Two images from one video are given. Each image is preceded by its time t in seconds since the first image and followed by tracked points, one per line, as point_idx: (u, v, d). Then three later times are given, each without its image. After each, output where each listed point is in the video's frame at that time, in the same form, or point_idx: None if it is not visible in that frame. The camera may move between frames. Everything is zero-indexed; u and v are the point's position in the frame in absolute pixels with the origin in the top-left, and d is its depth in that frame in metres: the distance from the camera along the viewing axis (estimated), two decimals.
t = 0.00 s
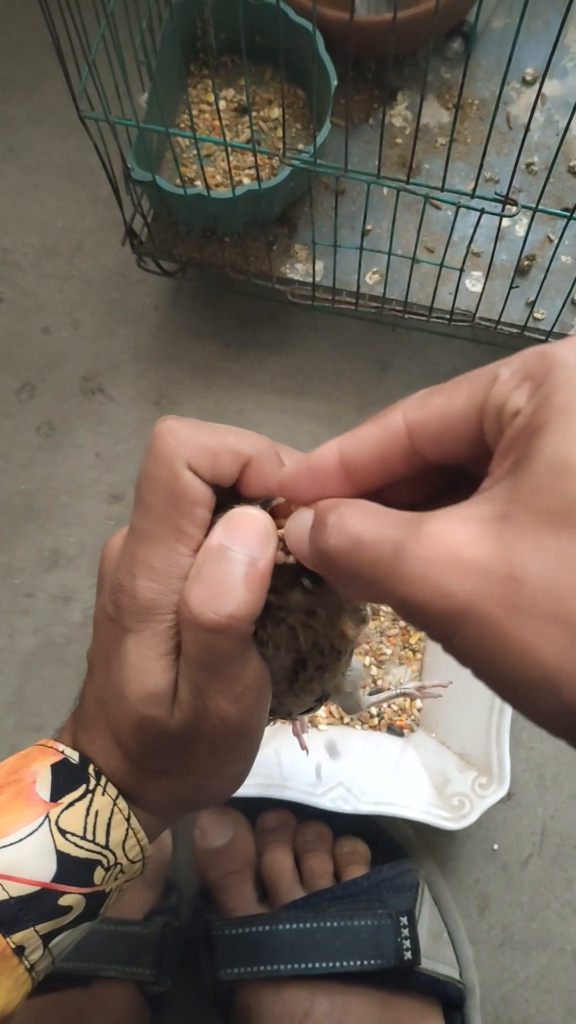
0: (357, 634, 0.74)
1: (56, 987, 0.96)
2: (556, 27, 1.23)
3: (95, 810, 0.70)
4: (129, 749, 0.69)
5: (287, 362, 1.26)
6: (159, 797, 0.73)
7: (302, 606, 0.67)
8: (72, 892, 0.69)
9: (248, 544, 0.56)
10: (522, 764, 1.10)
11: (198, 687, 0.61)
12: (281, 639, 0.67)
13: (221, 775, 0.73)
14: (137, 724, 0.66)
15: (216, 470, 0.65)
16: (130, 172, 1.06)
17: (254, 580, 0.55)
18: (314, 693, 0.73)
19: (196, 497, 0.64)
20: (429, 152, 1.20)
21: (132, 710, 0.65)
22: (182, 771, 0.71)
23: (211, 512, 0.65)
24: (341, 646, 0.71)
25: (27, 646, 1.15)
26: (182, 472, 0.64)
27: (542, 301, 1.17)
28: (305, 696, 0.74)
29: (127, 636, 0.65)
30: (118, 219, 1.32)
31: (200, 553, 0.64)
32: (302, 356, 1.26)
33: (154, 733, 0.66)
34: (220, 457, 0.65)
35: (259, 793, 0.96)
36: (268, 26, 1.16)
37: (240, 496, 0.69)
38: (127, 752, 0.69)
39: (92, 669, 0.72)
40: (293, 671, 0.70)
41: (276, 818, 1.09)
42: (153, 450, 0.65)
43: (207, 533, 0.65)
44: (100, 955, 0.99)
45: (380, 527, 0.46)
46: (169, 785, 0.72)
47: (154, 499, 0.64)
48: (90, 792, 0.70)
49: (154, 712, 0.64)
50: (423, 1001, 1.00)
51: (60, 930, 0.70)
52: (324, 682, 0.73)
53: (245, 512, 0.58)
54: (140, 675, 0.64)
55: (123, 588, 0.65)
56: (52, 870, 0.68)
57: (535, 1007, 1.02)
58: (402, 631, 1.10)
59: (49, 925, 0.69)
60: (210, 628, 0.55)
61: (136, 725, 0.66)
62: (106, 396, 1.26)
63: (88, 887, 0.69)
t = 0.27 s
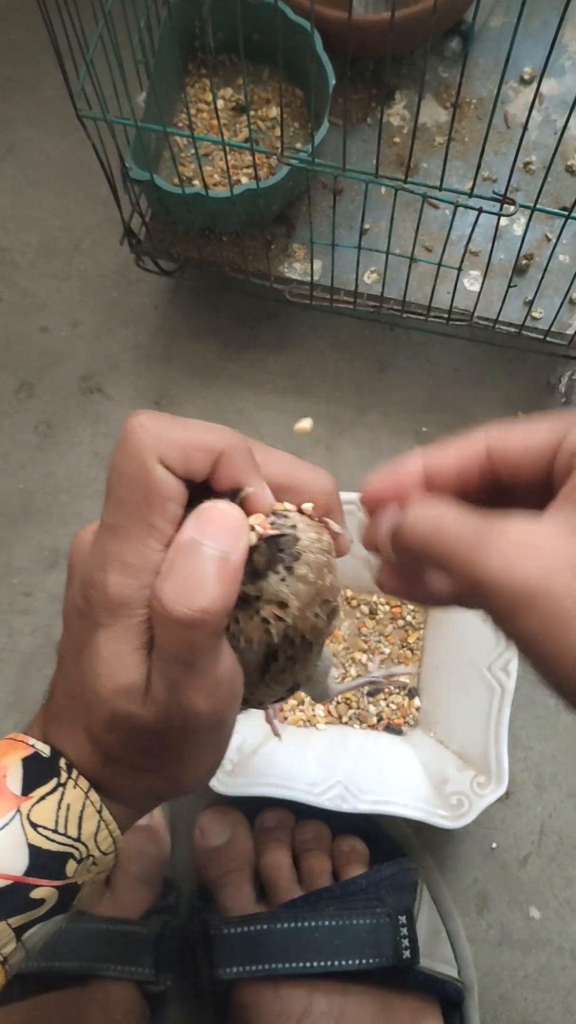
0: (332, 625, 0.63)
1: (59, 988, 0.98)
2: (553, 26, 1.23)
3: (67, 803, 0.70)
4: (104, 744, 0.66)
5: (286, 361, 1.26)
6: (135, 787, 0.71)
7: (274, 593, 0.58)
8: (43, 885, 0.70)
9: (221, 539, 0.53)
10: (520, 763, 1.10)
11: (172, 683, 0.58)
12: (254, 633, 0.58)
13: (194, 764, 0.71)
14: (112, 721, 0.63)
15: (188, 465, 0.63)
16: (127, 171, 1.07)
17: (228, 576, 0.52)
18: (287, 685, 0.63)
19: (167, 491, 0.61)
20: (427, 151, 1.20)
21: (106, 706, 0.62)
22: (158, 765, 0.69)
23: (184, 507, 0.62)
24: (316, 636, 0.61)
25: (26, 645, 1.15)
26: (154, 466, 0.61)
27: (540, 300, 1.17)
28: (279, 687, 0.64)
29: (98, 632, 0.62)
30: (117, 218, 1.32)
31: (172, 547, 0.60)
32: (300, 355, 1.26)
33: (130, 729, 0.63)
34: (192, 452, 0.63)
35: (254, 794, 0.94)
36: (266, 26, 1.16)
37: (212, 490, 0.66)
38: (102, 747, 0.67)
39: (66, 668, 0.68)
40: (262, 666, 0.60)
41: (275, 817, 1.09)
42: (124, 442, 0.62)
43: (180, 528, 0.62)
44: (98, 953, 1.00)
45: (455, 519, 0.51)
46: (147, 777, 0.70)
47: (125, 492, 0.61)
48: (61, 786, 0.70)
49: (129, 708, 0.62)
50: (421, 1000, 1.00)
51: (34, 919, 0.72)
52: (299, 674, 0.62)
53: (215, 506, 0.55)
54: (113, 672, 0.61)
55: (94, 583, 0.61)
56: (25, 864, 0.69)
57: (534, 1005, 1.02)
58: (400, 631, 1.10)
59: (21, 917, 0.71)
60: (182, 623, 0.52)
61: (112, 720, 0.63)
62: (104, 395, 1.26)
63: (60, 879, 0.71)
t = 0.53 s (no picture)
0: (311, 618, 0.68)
1: (59, 989, 0.98)
2: (552, 25, 1.23)
3: (49, 797, 0.69)
4: (86, 736, 0.66)
5: (285, 360, 1.26)
6: (120, 781, 0.71)
7: (255, 586, 0.61)
8: (26, 878, 0.70)
9: (202, 531, 0.52)
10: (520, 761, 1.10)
11: (154, 675, 0.58)
12: (235, 626, 0.62)
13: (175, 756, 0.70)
14: (95, 713, 0.63)
15: (172, 459, 0.63)
16: (127, 171, 1.07)
17: (209, 568, 0.52)
18: (266, 676, 0.68)
19: (150, 485, 0.61)
20: (427, 150, 1.20)
21: (88, 698, 0.62)
22: (140, 758, 0.68)
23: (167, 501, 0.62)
24: (294, 629, 0.65)
25: (25, 645, 1.15)
26: (136, 459, 0.61)
27: (540, 299, 1.17)
28: (258, 677, 0.68)
29: (81, 624, 0.62)
30: (115, 218, 1.32)
31: (155, 541, 0.60)
32: (299, 354, 1.26)
33: (113, 721, 0.63)
34: (175, 446, 0.63)
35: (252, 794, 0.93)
36: (265, 24, 1.16)
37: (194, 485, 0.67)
38: (84, 740, 0.67)
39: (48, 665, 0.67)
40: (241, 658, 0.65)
41: (274, 818, 1.09)
42: (108, 435, 0.62)
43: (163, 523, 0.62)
44: (96, 952, 1.00)
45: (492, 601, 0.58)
46: (130, 770, 0.70)
47: (108, 484, 0.61)
48: (43, 779, 0.69)
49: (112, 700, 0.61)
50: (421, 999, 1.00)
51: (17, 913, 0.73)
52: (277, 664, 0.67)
53: (198, 501, 0.54)
54: (97, 663, 0.61)
55: (75, 576, 0.61)
56: (6, 856, 0.69)
57: (533, 1004, 1.02)
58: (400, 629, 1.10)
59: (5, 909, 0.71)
60: (165, 615, 0.51)
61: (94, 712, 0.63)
62: (103, 395, 1.26)
63: (41, 872, 0.71)
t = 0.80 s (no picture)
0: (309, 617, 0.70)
1: (60, 988, 0.98)
2: (550, 23, 1.23)
3: (45, 790, 0.70)
4: (83, 727, 0.68)
5: (284, 359, 1.26)
6: (112, 772, 0.73)
7: (254, 582, 0.63)
8: (22, 871, 0.70)
9: (207, 526, 0.54)
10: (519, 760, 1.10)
11: (153, 669, 0.60)
12: (233, 621, 0.63)
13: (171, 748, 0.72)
14: (94, 704, 0.65)
15: (176, 455, 0.62)
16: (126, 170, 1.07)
17: (212, 563, 0.53)
18: (261, 672, 0.70)
19: (154, 482, 0.61)
20: (425, 149, 1.20)
21: (87, 690, 0.64)
22: (136, 750, 0.70)
23: (170, 498, 0.62)
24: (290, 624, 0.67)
25: (25, 645, 1.15)
26: (142, 456, 0.61)
27: (539, 298, 1.17)
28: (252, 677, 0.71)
29: (83, 617, 0.63)
30: (115, 218, 1.32)
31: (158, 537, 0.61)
32: (298, 353, 1.26)
33: (110, 711, 0.65)
34: (179, 442, 0.62)
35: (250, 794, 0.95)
36: (264, 23, 1.15)
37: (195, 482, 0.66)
38: (82, 732, 0.68)
39: (48, 657, 0.69)
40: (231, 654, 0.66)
41: (273, 817, 1.09)
42: (114, 430, 0.62)
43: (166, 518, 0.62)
44: (94, 952, 1.00)
45: (369, 623, 0.47)
46: (126, 761, 0.72)
47: (111, 480, 0.61)
48: (39, 772, 0.70)
49: (111, 691, 0.63)
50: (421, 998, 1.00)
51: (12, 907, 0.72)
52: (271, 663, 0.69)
53: (203, 494, 0.55)
54: (96, 656, 0.62)
55: (78, 569, 0.62)
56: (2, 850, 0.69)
57: (533, 1003, 1.03)
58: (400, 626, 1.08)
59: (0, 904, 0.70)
60: (168, 608, 0.54)
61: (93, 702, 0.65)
62: (102, 394, 1.25)
63: (38, 865, 0.71)
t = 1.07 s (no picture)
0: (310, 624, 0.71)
1: (61, 987, 0.98)
2: (551, 22, 1.23)
3: (43, 792, 0.70)
4: (82, 729, 0.68)
5: (284, 358, 1.26)
6: (111, 773, 0.73)
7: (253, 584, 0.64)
8: (22, 872, 0.70)
9: (207, 523, 0.57)
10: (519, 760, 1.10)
11: (152, 663, 0.62)
12: (233, 620, 0.66)
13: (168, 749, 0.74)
14: (93, 704, 0.65)
15: (177, 450, 0.64)
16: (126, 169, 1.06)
17: (212, 557, 0.56)
18: (264, 673, 0.71)
19: (155, 476, 0.63)
20: (425, 148, 1.20)
21: (84, 688, 0.65)
22: (134, 750, 0.71)
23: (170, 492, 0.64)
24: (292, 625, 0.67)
25: (25, 644, 1.15)
26: (143, 450, 0.63)
27: (538, 297, 1.17)
28: (252, 678, 0.71)
29: (82, 614, 0.64)
30: (114, 217, 1.32)
31: (159, 531, 0.63)
32: (297, 351, 1.26)
33: (109, 711, 0.65)
34: (180, 436, 0.64)
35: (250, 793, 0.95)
36: (263, 22, 1.15)
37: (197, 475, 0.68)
38: (80, 732, 0.69)
39: (47, 658, 0.69)
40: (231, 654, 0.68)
41: (273, 816, 1.09)
42: (114, 425, 0.64)
43: (166, 513, 0.64)
44: (95, 951, 1.00)
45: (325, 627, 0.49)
46: (123, 762, 0.72)
47: (111, 475, 0.63)
48: (37, 774, 0.70)
49: (110, 691, 0.64)
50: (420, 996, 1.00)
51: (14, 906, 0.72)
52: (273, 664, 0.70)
53: (206, 490, 0.59)
54: (95, 654, 0.63)
55: (77, 566, 0.64)
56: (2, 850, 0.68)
57: (532, 1001, 1.03)
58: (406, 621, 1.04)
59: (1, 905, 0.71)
60: (168, 602, 0.56)
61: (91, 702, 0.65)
62: (102, 393, 1.25)
63: (38, 866, 0.70)
